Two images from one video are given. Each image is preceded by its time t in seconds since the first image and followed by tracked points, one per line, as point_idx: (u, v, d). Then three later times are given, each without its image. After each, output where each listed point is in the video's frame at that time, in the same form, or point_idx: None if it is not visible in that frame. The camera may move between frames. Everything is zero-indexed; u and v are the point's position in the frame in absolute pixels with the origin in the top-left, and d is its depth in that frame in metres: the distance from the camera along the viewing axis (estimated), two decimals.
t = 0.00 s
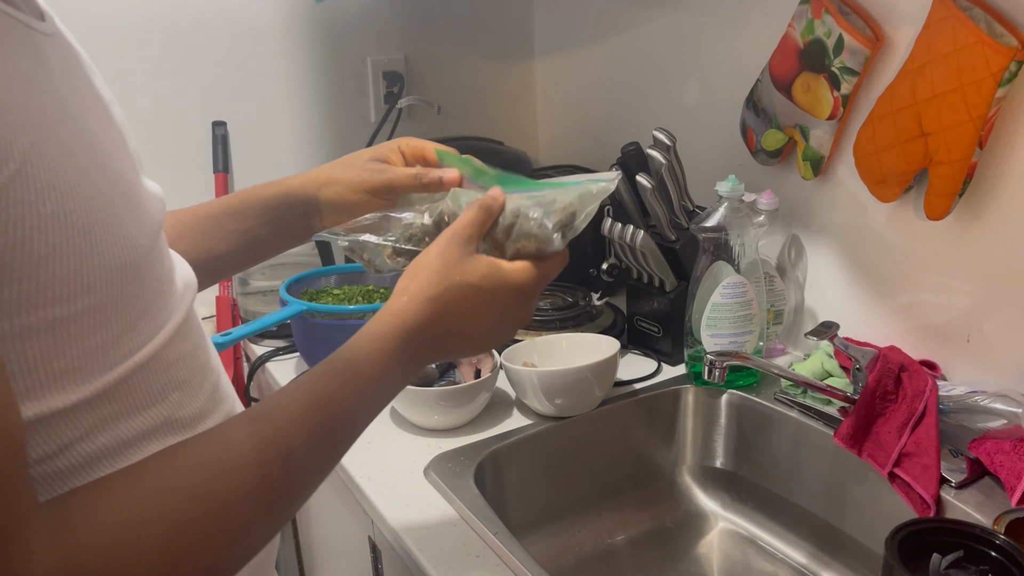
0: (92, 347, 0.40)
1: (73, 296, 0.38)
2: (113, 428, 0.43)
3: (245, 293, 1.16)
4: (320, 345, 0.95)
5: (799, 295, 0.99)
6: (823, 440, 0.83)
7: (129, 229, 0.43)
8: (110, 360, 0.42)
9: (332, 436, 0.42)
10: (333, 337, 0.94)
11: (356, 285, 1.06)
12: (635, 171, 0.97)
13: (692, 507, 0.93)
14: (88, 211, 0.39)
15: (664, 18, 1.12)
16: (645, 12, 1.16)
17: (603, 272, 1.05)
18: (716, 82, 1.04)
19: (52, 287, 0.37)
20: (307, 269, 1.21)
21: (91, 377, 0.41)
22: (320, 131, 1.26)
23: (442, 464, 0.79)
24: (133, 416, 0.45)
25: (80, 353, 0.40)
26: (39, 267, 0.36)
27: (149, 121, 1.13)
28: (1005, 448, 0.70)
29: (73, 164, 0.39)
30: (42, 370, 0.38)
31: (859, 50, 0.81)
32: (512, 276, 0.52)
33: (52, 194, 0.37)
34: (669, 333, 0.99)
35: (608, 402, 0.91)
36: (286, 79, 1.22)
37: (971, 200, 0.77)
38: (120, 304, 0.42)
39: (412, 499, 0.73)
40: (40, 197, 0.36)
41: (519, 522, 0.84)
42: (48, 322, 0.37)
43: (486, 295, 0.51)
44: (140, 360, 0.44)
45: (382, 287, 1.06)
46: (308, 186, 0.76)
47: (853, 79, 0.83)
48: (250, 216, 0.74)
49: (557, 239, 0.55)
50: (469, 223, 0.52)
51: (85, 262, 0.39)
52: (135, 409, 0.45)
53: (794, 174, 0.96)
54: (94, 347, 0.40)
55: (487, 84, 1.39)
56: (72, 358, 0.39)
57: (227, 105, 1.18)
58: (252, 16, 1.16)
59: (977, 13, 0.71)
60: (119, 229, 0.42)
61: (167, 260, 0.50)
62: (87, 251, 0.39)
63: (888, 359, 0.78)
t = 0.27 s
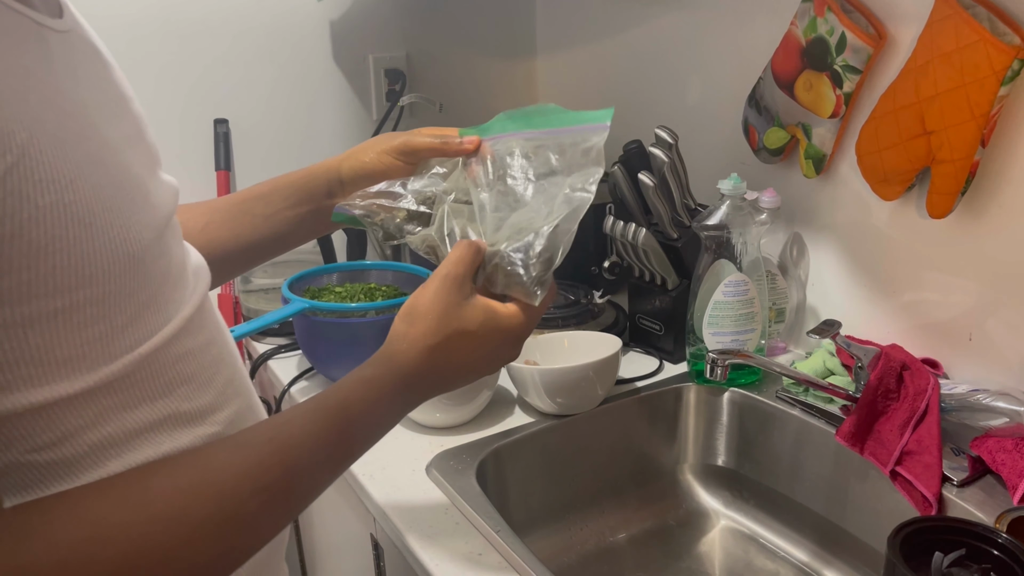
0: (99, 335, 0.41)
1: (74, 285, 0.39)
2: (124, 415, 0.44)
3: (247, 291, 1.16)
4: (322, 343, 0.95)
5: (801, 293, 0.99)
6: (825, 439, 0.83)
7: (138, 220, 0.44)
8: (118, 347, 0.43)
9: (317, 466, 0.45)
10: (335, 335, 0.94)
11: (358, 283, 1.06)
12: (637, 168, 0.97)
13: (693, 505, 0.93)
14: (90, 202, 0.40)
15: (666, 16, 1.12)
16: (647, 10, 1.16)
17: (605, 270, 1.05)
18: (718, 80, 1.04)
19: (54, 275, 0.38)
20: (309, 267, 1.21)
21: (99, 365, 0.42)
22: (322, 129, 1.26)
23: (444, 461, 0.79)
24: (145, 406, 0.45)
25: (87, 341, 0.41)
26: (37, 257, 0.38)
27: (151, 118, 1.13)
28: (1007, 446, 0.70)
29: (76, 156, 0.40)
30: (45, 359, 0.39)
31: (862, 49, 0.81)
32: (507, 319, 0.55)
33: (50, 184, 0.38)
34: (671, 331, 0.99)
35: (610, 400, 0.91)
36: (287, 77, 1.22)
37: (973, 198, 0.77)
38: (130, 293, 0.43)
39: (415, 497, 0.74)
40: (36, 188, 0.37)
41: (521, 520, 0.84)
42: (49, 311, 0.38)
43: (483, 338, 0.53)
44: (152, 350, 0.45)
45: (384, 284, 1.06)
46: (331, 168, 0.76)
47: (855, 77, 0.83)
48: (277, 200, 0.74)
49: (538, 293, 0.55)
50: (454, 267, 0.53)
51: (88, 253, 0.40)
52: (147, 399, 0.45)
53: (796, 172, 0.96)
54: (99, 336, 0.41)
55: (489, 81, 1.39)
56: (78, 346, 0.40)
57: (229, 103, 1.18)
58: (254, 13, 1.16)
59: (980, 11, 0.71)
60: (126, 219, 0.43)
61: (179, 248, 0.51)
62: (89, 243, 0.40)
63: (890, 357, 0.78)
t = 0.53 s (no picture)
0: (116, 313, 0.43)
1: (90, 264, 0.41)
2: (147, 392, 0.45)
3: (249, 288, 1.16)
4: (326, 339, 0.95)
5: (804, 291, 0.99)
6: (827, 436, 0.83)
7: (153, 202, 0.45)
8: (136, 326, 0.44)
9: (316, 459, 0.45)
10: (338, 331, 0.94)
11: (361, 279, 1.06)
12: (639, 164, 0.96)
13: (695, 502, 0.93)
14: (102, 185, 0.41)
15: (670, 12, 1.12)
16: (651, 6, 1.15)
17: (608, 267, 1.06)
18: (722, 77, 1.04)
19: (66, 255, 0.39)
20: (312, 263, 1.21)
21: (118, 343, 0.43)
22: (325, 125, 1.26)
23: (447, 457, 0.79)
24: (168, 383, 0.47)
25: (104, 319, 0.42)
26: (54, 236, 0.39)
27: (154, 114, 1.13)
28: (1010, 444, 0.70)
29: (88, 140, 0.41)
30: (63, 336, 0.40)
31: (866, 45, 0.81)
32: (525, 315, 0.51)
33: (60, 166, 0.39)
34: (674, 327, 0.99)
35: (612, 397, 0.91)
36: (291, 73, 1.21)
37: (976, 195, 0.77)
38: (145, 273, 0.44)
39: (418, 493, 0.74)
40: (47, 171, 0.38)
41: (523, 516, 0.84)
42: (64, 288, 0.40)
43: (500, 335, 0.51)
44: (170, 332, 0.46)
45: (387, 281, 1.06)
46: (348, 152, 0.76)
47: (859, 74, 0.83)
48: (300, 182, 0.76)
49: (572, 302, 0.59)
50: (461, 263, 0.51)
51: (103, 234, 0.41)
52: (169, 377, 0.47)
53: (800, 169, 0.96)
54: (116, 314, 0.43)
55: (491, 78, 1.39)
56: (95, 324, 0.42)
57: (232, 99, 1.18)
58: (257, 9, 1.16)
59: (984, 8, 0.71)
60: (141, 201, 0.44)
61: (199, 232, 0.52)
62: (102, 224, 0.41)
63: (893, 354, 0.78)
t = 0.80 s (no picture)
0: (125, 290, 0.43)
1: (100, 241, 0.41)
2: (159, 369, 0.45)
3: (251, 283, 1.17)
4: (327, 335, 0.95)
5: (806, 287, 0.99)
6: (829, 432, 0.83)
7: (160, 181, 0.45)
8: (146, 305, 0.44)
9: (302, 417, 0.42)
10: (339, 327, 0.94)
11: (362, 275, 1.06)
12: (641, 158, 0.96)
13: (697, 498, 0.93)
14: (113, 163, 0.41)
15: (672, 8, 1.11)
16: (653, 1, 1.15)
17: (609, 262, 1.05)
18: (724, 72, 1.04)
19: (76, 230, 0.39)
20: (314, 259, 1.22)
21: (129, 319, 0.43)
22: (327, 120, 1.26)
23: (448, 453, 0.79)
24: (181, 359, 0.47)
25: (113, 295, 0.42)
26: (63, 210, 0.39)
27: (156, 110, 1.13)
28: (1012, 440, 0.69)
29: (96, 119, 0.41)
30: (73, 310, 0.40)
31: (868, 41, 0.81)
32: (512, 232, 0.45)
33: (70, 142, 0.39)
34: (676, 323, 0.99)
35: (613, 393, 0.91)
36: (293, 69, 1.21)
37: (979, 190, 0.76)
38: (153, 250, 0.44)
39: (419, 488, 0.74)
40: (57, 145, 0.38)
41: (524, 512, 0.84)
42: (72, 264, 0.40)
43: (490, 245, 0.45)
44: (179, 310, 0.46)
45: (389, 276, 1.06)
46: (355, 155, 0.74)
47: (862, 69, 0.82)
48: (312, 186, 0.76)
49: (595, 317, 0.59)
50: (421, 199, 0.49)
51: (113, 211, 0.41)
52: (182, 353, 0.47)
53: (802, 165, 0.96)
54: (126, 292, 0.43)
55: (493, 73, 1.39)
56: (105, 299, 0.42)
57: (234, 95, 1.18)
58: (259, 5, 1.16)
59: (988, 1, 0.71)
60: (150, 181, 0.44)
61: (209, 215, 0.53)
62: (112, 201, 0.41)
63: (895, 351, 0.78)
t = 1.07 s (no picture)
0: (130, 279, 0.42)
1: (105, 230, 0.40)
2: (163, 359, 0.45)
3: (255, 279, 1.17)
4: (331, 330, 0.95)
5: (811, 284, 0.99)
6: (833, 429, 0.83)
7: (164, 171, 0.44)
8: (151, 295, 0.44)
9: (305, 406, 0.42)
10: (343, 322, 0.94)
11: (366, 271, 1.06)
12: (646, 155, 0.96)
13: (700, 494, 0.93)
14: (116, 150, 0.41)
15: (677, 3, 1.11)
16: None
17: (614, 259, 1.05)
18: (729, 68, 1.03)
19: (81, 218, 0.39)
20: (318, 254, 1.22)
21: (133, 307, 0.43)
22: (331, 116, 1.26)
23: (451, 449, 0.79)
24: (184, 349, 0.47)
25: (117, 284, 0.42)
26: (67, 199, 0.39)
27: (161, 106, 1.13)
28: (1017, 438, 0.68)
29: (99, 108, 0.41)
30: (78, 298, 0.40)
31: (875, 36, 0.80)
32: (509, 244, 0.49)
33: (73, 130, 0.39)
34: (680, 320, 0.99)
35: (617, 390, 0.91)
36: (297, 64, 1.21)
37: (986, 187, 0.76)
38: (157, 240, 0.44)
39: (422, 484, 0.74)
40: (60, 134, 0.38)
41: (527, 508, 0.84)
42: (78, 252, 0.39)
43: (490, 246, 0.48)
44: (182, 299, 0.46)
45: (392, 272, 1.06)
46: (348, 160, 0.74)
47: (868, 65, 0.82)
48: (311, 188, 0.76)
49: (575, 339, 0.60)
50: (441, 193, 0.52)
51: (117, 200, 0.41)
52: (185, 343, 0.47)
53: (807, 161, 0.95)
54: (131, 279, 0.43)
55: (497, 69, 1.39)
56: (110, 287, 0.42)
57: (238, 90, 1.18)
58: None
59: None
60: (154, 170, 0.44)
61: (213, 205, 0.53)
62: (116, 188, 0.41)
63: (900, 348, 0.78)
